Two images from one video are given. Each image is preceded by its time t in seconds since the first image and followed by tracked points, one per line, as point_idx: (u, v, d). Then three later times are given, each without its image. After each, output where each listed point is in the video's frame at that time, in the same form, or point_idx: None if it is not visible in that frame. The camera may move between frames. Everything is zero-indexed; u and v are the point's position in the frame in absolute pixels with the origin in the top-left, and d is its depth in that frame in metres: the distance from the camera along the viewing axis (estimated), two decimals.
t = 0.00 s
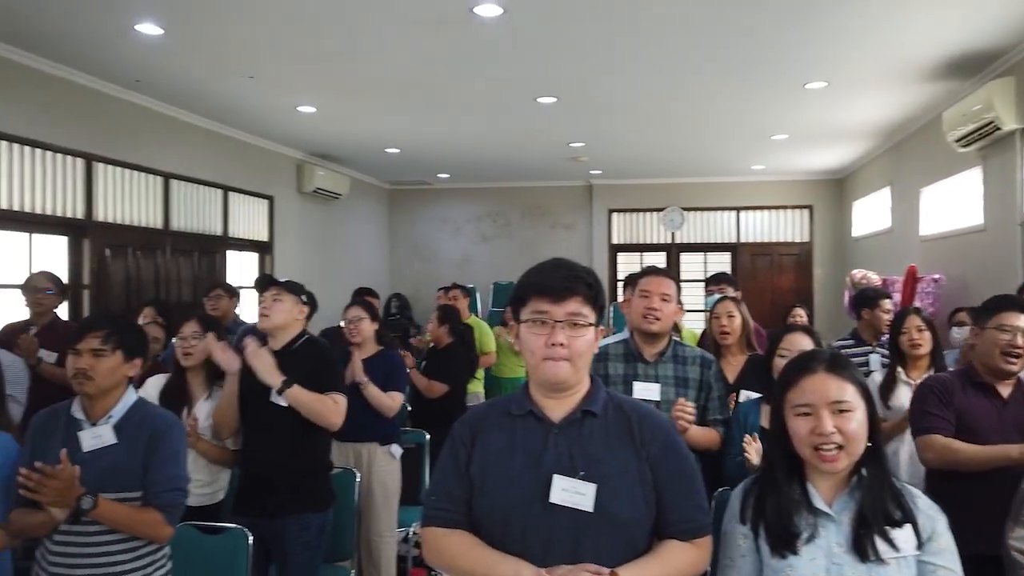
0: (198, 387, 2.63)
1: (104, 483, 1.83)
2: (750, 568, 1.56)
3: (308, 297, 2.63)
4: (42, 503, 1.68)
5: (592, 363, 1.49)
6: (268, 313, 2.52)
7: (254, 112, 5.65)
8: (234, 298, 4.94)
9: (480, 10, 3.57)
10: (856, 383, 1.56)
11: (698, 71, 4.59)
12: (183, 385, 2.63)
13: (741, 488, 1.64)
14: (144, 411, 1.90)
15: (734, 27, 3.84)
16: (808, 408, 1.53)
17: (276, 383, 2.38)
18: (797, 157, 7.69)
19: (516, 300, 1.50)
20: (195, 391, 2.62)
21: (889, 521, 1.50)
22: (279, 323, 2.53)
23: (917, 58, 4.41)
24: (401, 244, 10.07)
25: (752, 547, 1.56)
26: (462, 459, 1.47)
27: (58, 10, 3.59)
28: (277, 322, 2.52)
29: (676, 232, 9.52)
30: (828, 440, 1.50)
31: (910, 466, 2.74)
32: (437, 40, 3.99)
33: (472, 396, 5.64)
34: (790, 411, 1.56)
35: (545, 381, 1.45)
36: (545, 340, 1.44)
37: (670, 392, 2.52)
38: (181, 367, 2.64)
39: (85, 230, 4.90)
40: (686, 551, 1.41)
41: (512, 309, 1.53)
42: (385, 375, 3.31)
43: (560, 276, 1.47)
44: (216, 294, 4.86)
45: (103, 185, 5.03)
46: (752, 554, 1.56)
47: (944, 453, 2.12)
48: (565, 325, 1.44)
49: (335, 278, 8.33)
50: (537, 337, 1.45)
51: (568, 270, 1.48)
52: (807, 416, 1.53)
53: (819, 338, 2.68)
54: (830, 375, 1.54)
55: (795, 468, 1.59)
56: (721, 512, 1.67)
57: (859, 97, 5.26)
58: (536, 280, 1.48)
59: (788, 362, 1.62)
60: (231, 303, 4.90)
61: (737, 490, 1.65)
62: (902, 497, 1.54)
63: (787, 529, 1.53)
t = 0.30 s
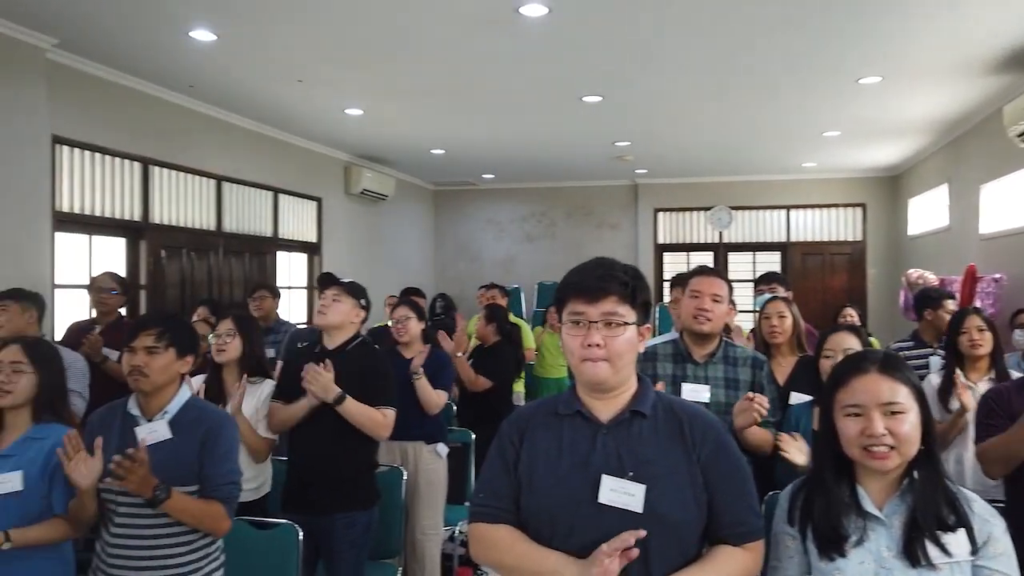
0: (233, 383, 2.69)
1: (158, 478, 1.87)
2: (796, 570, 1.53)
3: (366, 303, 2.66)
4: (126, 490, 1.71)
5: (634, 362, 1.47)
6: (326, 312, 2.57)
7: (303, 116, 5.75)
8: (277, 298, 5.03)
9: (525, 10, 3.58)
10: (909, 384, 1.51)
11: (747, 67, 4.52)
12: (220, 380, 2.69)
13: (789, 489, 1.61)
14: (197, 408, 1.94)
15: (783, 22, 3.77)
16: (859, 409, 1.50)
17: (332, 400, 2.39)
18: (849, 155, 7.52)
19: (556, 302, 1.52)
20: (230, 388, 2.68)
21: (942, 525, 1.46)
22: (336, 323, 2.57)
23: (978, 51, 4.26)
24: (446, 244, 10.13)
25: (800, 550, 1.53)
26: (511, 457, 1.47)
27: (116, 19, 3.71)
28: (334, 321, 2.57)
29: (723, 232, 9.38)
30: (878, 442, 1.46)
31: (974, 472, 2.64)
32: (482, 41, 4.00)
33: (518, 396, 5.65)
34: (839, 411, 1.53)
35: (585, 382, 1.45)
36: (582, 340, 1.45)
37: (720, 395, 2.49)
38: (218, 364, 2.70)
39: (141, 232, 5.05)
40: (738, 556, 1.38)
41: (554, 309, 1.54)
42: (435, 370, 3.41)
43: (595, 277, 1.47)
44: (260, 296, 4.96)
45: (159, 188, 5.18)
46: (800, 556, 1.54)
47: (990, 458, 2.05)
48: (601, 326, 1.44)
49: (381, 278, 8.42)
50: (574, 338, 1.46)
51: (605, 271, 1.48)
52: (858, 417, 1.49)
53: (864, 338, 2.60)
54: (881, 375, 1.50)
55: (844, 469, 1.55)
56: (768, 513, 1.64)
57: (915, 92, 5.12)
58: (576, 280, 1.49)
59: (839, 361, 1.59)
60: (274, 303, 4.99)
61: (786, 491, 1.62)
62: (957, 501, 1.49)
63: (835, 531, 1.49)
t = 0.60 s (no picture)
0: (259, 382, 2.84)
1: (210, 473, 1.91)
2: None
3: (412, 304, 2.70)
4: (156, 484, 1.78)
5: (673, 363, 1.45)
6: (371, 313, 2.59)
7: (348, 119, 5.84)
8: (319, 299, 5.08)
9: (568, 10, 3.57)
10: (956, 387, 1.47)
11: (794, 64, 4.44)
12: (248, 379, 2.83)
13: (833, 492, 1.57)
14: (247, 405, 1.99)
15: (831, 18, 3.69)
16: (904, 412, 1.46)
17: (378, 379, 2.46)
18: (902, 151, 7.31)
19: (595, 304, 1.52)
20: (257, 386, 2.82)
21: (989, 532, 1.42)
22: (381, 324, 2.60)
23: None
24: (489, 245, 10.16)
25: (843, 554, 1.50)
26: (555, 458, 1.47)
27: (169, 27, 3.81)
28: (379, 322, 2.59)
29: (770, 231, 9.23)
30: (924, 446, 1.42)
31: None
32: (524, 42, 4.01)
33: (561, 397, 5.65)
34: (883, 414, 1.49)
35: (624, 384, 1.44)
36: (618, 341, 1.44)
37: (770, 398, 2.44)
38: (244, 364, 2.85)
39: (193, 234, 5.19)
40: (786, 561, 1.35)
41: (593, 310, 1.54)
42: (473, 372, 3.37)
43: (629, 277, 1.47)
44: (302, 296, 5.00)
45: (210, 191, 5.31)
46: (843, 562, 1.50)
47: None
48: (637, 326, 1.43)
49: (424, 279, 8.49)
50: (611, 339, 1.46)
51: (641, 271, 1.48)
52: (902, 420, 1.46)
53: (916, 341, 2.53)
54: (928, 378, 1.46)
55: (889, 473, 1.52)
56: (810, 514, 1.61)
57: (972, 86, 4.96)
58: (612, 281, 1.49)
59: (884, 363, 1.55)
60: (316, 304, 5.04)
61: (829, 493, 1.58)
62: (1006, 507, 1.45)
63: (879, 535, 1.46)
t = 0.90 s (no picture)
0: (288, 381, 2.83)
1: (256, 470, 1.94)
2: None
3: (451, 303, 2.69)
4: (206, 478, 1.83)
5: (718, 363, 1.42)
6: (411, 313, 2.60)
7: (391, 120, 5.89)
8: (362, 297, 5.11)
9: (611, 8, 3.54)
10: (1012, 389, 1.42)
11: (842, 59, 4.34)
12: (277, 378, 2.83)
13: (879, 497, 1.52)
14: (295, 402, 2.01)
15: (883, 10, 3.59)
16: (955, 413, 1.41)
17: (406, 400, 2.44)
18: (956, 148, 7.09)
19: (638, 303, 1.50)
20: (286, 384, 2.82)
21: None
22: (420, 324, 2.60)
23: None
24: (530, 245, 10.15)
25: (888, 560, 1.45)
26: (598, 459, 1.45)
27: (218, 32, 3.89)
28: (418, 322, 2.60)
29: (817, 230, 9.04)
30: (975, 449, 1.37)
31: None
32: (566, 41, 3.99)
33: (603, 398, 5.61)
34: (934, 416, 1.44)
35: (668, 384, 1.42)
36: (661, 341, 1.42)
37: (820, 401, 2.39)
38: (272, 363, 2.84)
39: (240, 235, 5.29)
40: (839, 568, 1.31)
41: (637, 310, 1.52)
42: (515, 373, 3.36)
43: (673, 276, 1.44)
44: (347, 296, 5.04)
45: (256, 193, 5.41)
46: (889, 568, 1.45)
47: None
48: (680, 325, 1.41)
49: (466, 279, 8.52)
50: (654, 339, 1.44)
51: (685, 270, 1.45)
52: (953, 422, 1.41)
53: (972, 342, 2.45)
54: (981, 379, 1.41)
55: (938, 477, 1.46)
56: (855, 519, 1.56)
57: None
58: (655, 280, 1.47)
59: (936, 364, 1.50)
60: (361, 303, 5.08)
61: (875, 498, 1.54)
62: None
63: (926, 541, 1.41)
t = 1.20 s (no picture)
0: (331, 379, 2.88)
1: (304, 467, 1.97)
2: None
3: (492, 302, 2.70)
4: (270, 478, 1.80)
5: (765, 364, 1.40)
6: (451, 313, 2.63)
7: (432, 121, 5.93)
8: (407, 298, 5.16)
9: (653, 5, 3.52)
10: None
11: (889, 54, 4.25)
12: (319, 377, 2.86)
13: (929, 501, 1.49)
14: (342, 401, 2.04)
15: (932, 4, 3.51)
16: (1013, 417, 1.37)
17: (458, 388, 2.43)
18: (1007, 144, 6.89)
19: (682, 303, 1.49)
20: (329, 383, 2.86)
21: None
22: (461, 323, 2.63)
23: None
24: (567, 245, 10.13)
25: (940, 568, 1.41)
26: (642, 457, 1.44)
27: (264, 36, 3.96)
28: (460, 322, 2.63)
29: (863, 229, 8.86)
30: None
31: None
32: (607, 40, 3.97)
33: (643, 398, 5.57)
34: (989, 421, 1.40)
35: (713, 384, 1.40)
36: (705, 342, 1.41)
37: (869, 402, 2.34)
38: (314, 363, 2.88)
39: (283, 235, 5.38)
40: (890, 571, 1.28)
41: (681, 310, 1.51)
42: (561, 372, 3.39)
43: (718, 276, 1.43)
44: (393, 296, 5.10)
45: (299, 194, 5.49)
46: None
47: None
48: (725, 326, 1.39)
49: (504, 279, 8.54)
50: (698, 339, 1.42)
51: (730, 270, 1.43)
52: (1011, 426, 1.37)
53: None
54: None
55: (993, 482, 1.42)
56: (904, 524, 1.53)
57: None
58: (699, 280, 1.45)
59: (993, 365, 1.45)
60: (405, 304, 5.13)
61: (925, 503, 1.50)
62: None
63: (981, 548, 1.37)
